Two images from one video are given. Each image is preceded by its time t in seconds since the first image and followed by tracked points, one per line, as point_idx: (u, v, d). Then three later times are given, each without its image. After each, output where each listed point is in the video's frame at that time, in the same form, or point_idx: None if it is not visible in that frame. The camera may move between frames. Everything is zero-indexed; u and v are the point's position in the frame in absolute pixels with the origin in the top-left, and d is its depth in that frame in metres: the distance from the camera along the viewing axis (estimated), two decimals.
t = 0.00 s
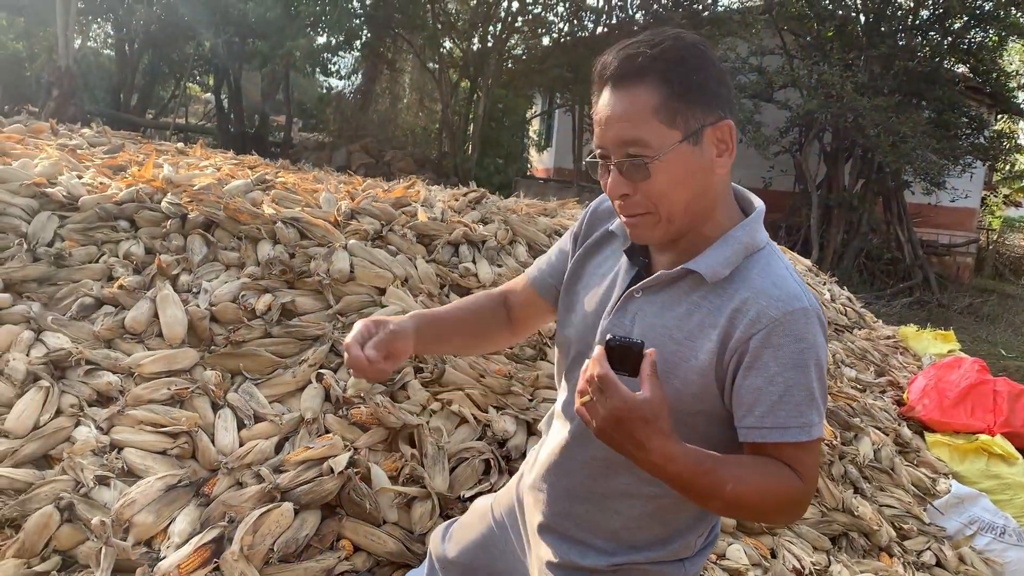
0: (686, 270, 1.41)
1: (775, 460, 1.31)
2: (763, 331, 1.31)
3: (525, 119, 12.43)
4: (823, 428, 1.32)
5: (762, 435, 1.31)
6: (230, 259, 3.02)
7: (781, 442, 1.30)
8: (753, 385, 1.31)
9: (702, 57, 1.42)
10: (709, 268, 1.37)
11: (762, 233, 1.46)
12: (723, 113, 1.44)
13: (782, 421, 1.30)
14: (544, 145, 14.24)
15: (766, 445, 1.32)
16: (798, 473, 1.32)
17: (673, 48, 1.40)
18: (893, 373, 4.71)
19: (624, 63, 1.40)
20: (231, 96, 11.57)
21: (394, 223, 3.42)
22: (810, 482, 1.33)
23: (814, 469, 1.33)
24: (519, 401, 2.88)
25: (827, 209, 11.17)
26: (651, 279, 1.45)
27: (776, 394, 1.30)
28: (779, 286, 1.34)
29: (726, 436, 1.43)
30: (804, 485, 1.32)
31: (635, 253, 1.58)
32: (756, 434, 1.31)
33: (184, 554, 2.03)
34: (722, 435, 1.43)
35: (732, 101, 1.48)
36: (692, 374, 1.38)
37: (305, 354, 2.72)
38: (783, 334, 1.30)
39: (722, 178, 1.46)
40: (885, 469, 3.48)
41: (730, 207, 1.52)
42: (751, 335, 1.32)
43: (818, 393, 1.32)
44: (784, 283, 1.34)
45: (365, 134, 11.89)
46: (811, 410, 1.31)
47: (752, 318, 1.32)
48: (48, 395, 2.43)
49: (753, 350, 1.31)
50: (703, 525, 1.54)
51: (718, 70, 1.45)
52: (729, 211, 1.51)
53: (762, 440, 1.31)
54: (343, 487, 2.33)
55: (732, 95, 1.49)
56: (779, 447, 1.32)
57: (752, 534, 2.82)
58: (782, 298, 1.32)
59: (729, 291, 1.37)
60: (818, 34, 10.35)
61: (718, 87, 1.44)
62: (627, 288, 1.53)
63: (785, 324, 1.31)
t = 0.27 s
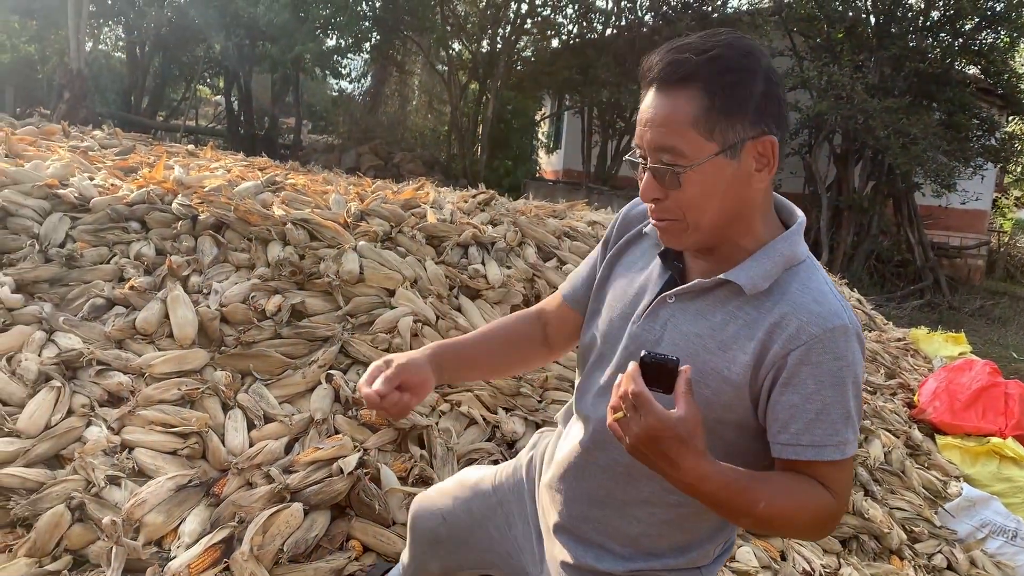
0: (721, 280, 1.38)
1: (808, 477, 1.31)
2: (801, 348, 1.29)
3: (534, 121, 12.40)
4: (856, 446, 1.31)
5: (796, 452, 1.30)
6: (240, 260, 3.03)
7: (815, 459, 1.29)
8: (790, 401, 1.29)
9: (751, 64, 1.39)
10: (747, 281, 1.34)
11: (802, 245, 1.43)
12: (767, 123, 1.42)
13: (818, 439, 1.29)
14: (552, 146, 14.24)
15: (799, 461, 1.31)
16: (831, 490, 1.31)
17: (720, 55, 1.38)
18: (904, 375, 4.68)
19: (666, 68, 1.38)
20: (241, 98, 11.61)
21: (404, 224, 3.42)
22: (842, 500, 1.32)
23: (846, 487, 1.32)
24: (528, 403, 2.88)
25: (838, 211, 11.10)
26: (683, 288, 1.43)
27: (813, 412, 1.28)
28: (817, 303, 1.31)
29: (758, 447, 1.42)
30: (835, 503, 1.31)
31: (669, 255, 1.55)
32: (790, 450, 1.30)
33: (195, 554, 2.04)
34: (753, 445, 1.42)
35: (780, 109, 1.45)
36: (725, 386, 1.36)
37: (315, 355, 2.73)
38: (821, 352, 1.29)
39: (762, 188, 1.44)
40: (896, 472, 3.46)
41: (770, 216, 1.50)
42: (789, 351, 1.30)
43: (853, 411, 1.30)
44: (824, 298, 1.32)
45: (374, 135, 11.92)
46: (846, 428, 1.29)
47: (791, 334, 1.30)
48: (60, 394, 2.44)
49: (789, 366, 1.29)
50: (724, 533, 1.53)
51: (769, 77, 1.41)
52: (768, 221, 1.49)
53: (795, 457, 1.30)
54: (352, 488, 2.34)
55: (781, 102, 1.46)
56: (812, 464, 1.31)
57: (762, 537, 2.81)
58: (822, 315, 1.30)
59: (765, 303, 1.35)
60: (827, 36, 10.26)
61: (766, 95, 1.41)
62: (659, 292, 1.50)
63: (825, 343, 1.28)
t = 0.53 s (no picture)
0: (711, 269, 1.36)
1: (809, 460, 1.29)
2: (793, 332, 1.26)
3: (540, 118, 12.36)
4: (859, 424, 1.29)
5: (798, 437, 1.28)
6: (247, 256, 3.04)
7: (819, 441, 1.28)
8: (787, 386, 1.28)
9: (714, 58, 1.36)
10: (735, 269, 1.32)
11: (791, 226, 1.39)
12: (738, 114, 1.37)
13: (818, 422, 1.27)
14: (557, 143, 14.24)
15: (800, 444, 1.29)
16: (834, 471, 1.29)
17: (678, 54, 1.35)
18: (909, 373, 4.67)
19: (628, 75, 1.38)
20: (247, 94, 11.62)
21: (409, 221, 3.42)
22: (849, 480, 1.30)
23: (854, 466, 1.30)
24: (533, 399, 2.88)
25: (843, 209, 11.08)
26: (674, 280, 1.41)
27: (810, 395, 1.26)
28: (808, 284, 1.29)
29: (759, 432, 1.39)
30: (842, 484, 1.29)
31: (662, 248, 1.54)
32: (790, 435, 1.29)
33: (201, 548, 2.06)
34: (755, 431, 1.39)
35: (755, 96, 1.40)
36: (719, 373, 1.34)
37: (321, 350, 2.73)
38: (814, 334, 1.26)
39: (739, 180, 1.40)
40: (901, 469, 3.46)
41: (757, 202, 1.45)
42: (781, 336, 1.27)
43: (852, 388, 1.28)
44: (814, 280, 1.29)
45: (379, 132, 11.93)
46: (845, 406, 1.27)
47: (782, 319, 1.27)
48: (66, 389, 2.46)
49: (782, 352, 1.27)
50: (734, 523, 1.52)
51: (737, 68, 1.37)
52: (754, 209, 1.44)
53: (797, 441, 1.29)
54: (357, 482, 2.34)
55: (756, 88, 1.40)
56: (814, 446, 1.29)
57: (766, 534, 2.82)
58: (813, 296, 1.27)
59: (755, 288, 1.32)
60: (833, 33, 10.23)
61: (734, 86, 1.37)
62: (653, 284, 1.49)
63: (817, 324, 1.25)
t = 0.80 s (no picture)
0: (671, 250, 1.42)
1: (771, 426, 1.29)
2: (741, 298, 1.29)
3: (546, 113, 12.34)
4: (825, 388, 1.26)
5: (758, 402, 1.28)
6: (254, 251, 3.05)
7: (780, 405, 1.27)
8: (741, 353, 1.29)
9: (622, 68, 1.40)
10: (686, 244, 1.38)
11: (746, 207, 1.42)
12: (656, 113, 1.40)
13: (775, 384, 1.26)
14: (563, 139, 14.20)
15: (761, 411, 1.29)
16: (796, 439, 1.27)
17: (588, 73, 1.40)
18: (915, 370, 4.66)
19: (548, 102, 1.46)
20: (252, 89, 11.62)
21: (416, 216, 3.43)
22: (815, 444, 1.28)
23: (819, 431, 1.28)
24: (540, 394, 2.88)
25: (849, 205, 11.04)
26: (645, 269, 1.46)
27: (762, 360, 1.27)
28: (758, 249, 1.31)
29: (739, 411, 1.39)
30: (807, 449, 1.28)
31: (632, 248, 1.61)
32: (749, 400, 1.29)
33: (209, 541, 2.08)
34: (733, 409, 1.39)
35: (674, 92, 1.42)
36: (683, 350, 1.38)
37: (328, 345, 2.74)
38: (762, 298, 1.27)
39: (673, 173, 1.42)
40: (906, 466, 3.46)
41: (706, 188, 1.47)
42: (731, 303, 1.30)
43: (812, 353, 1.26)
44: (764, 246, 1.31)
45: (384, 127, 11.91)
46: (804, 370, 1.25)
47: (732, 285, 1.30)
48: (76, 382, 2.47)
49: (737, 320, 1.29)
50: (754, 517, 1.51)
51: (647, 71, 1.40)
52: (700, 195, 1.46)
53: (759, 408, 1.29)
54: (365, 476, 2.35)
55: (672, 83, 1.42)
56: (775, 412, 1.28)
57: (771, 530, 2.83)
58: (761, 260, 1.29)
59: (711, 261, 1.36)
60: (840, 29, 10.17)
61: (647, 87, 1.40)
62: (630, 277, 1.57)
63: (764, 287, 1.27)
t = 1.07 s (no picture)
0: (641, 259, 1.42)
1: (766, 410, 1.28)
2: (714, 288, 1.30)
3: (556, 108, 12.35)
4: (815, 361, 1.25)
5: (751, 387, 1.27)
6: (267, 244, 3.06)
7: (770, 387, 1.26)
8: (725, 341, 1.29)
9: (549, 93, 1.40)
10: (653, 249, 1.38)
11: (701, 198, 1.43)
12: (591, 131, 1.40)
13: (762, 365, 1.25)
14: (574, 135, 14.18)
15: (754, 395, 1.28)
16: (791, 417, 1.26)
17: (518, 105, 1.41)
18: (927, 368, 4.64)
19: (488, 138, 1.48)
20: (264, 84, 11.65)
21: (428, 211, 3.44)
22: (813, 420, 1.26)
23: (816, 408, 1.26)
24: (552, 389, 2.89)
25: (861, 202, 10.98)
26: (618, 282, 1.46)
27: (746, 345, 1.27)
28: (727, 236, 1.32)
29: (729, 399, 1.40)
30: (806, 427, 1.26)
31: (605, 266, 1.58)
32: (743, 387, 1.28)
33: (223, 533, 2.09)
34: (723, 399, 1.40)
35: (607, 106, 1.41)
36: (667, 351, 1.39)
37: (340, 339, 2.75)
38: (734, 283, 1.28)
39: (622, 185, 1.41)
40: (918, 464, 3.45)
41: (664, 191, 1.46)
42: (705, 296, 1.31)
43: (794, 327, 1.25)
44: (732, 232, 1.32)
45: (395, 121, 11.94)
46: (790, 345, 1.24)
47: (705, 277, 1.31)
48: (90, 373, 2.48)
49: (713, 310, 1.30)
50: (776, 504, 1.49)
51: (576, 92, 1.40)
52: (659, 200, 1.45)
53: (752, 393, 1.28)
54: (377, 470, 2.36)
55: (604, 97, 1.41)
56: (766, 396, 1.28)
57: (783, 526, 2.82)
58: (729, 248, 1.30)
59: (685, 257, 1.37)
60: (853, 25, 10.09)
61: (578, 106, 1.39)
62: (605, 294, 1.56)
63: (734, 272, 1.28)
